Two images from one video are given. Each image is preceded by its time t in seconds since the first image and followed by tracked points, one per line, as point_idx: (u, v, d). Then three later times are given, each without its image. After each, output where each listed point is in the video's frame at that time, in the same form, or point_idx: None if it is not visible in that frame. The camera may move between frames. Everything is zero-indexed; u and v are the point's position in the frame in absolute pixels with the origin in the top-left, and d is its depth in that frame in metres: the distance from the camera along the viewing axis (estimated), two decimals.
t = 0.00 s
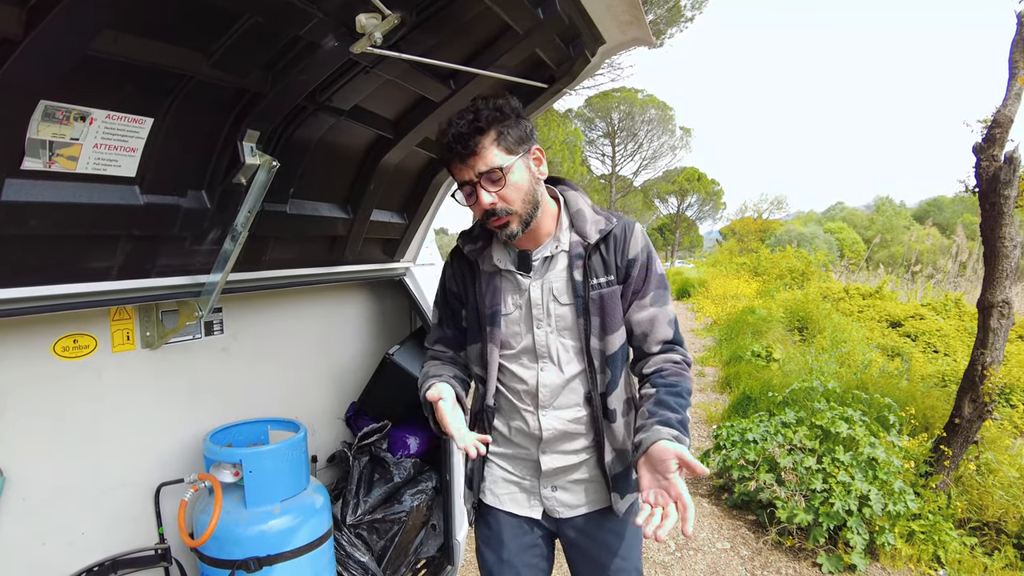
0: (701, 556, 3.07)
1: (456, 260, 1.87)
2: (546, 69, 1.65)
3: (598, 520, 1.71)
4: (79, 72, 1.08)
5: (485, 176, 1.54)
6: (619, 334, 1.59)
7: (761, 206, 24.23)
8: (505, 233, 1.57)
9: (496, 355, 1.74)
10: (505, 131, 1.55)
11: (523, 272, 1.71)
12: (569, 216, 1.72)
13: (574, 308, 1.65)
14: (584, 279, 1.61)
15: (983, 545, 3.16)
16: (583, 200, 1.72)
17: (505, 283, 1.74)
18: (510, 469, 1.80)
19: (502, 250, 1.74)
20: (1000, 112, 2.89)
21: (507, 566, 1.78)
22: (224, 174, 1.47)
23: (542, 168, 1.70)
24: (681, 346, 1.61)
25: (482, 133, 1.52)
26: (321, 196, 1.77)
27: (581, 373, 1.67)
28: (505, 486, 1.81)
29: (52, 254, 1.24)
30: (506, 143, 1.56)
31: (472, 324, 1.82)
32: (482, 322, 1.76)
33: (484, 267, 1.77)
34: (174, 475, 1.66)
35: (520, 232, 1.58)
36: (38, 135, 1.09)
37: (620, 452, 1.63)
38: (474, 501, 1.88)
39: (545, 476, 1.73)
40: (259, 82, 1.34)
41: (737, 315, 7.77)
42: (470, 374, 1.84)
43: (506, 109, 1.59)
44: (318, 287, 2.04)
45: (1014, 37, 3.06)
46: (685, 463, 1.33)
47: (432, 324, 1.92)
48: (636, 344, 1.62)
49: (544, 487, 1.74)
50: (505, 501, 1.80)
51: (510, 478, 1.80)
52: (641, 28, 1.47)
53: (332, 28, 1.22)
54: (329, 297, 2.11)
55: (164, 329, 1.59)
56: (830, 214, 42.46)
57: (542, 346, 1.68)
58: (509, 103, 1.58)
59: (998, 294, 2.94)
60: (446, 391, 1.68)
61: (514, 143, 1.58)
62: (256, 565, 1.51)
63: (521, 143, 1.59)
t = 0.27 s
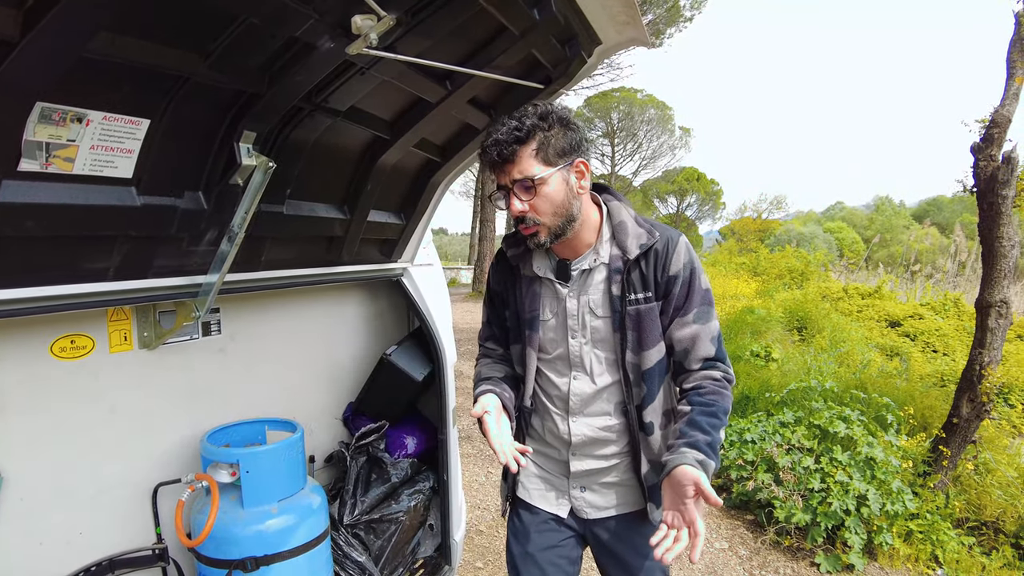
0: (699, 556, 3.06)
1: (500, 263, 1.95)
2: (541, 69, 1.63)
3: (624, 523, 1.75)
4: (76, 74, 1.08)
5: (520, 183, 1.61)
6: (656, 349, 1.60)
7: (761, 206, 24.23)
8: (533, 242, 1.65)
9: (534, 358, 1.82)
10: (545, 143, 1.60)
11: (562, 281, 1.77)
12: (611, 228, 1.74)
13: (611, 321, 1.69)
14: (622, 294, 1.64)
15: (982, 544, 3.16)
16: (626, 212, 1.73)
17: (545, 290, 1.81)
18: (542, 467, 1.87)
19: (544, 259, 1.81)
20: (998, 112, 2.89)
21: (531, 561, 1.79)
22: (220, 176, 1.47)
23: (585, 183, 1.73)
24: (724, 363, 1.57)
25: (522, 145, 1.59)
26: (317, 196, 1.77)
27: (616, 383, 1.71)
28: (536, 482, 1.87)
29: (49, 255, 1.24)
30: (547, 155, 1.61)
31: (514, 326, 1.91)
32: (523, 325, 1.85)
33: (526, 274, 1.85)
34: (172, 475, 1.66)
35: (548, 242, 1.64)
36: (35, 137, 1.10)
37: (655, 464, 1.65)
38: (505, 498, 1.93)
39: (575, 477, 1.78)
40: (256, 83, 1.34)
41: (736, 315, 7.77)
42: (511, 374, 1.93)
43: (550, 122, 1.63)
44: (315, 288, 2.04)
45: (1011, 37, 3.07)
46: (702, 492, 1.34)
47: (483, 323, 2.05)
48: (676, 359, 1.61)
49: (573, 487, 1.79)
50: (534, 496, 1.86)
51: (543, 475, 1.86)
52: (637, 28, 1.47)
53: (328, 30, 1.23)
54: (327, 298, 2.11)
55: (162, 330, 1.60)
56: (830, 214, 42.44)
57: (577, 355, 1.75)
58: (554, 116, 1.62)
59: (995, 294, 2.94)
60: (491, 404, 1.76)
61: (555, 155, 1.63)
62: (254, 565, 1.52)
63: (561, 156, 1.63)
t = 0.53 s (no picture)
0: (698, 556, 3.03)
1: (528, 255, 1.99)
2: (539, 69, 1.60)
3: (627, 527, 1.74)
4: (73, 74, 1.08)
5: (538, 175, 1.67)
6: (665, 349, 1.60)
7: (760, 206, 24.24)
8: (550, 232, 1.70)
9: (547, 349, 1.84)
10: (565, 138, 1.65)
11: (579, 275, 1.80)
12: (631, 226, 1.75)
13: (621, 318, 1.70)
14: (635, 292, 1.65)
15: (981, 544, 3.15)
16: (648, 213, 1.73)
17: (563, 284, 1.84)
18: (547, 459, 1.88)
19: (565, 252, 1.85)
20: (996, 111, 2.89)
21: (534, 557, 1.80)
22: (218, 176, 1.48)
23: (605, 179, 1.73)
24: (732, 373, 1.56)
25: (542, 139, 1.66)
26: (315, 196, 1.77)
27: (622, 379, 1.72)
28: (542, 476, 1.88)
29: (46, 254, 1.24)
30: (565, 150, 1.66)
31: (534, 316, 1.96)
32: (540, 315, 1.89)
33: (547, 266, 1.89)
34: (170, 475, 1.66)
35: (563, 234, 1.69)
36: (32, 136, 1.10)
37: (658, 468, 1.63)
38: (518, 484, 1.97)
39: (579, 474, 1.79)
40: (253, 83, 1.34)
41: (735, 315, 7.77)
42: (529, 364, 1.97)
43: (573, 118, 1.68)
44: (314, 287, 2.04)
45: (1009, 36, 3.07)
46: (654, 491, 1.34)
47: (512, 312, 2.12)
48: (686, 362, 1.61)
49: (576, 484, 1.79)
50: (539, 489, 1.87)
51: (548, 469, 1.87)
52: (634, 28, 1.47)
53: (325, 29, 1.23)
54: (325, 297, 2.12)
55: (160, 330, 1.60)
56: (830, 214, 42.46)
57: (586, 348, 1.77)
58: (575, 113, 1.67)
59: (994, 293, 2.94)
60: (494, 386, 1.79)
61: (575, 150, 1.67)
62: (252, 565, 1.52)
63: (581, 152, 1.67)
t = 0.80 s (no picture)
0: (698, 555, 3.04)
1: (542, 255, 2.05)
2: (536, 69, 1.60)
3: (618, 527, 1.71)
4: (72, 75, 1.08)
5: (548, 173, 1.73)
6: (654, 343, 1.57)
7: (760, 205, 24.25)
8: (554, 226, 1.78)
9: (551, 341, 1.90)
10: (577, 140, 1.68)
11: (585, 270, 1.86)
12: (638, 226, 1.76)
13: (620, 313, 1.71)
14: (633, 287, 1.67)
15: (980, 543, 3.14)
16: (656, 212, 1.73)
17: (572, 279, 1.91)
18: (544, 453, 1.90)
19: (575, 248, 1.91)
20: (995, 111, 2.89)
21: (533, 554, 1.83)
22: (216, 176, 1.48)
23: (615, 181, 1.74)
24: (706, 369, 1.46)
25: (555, 139, 1.71)
26: (314, 197, 1.77)
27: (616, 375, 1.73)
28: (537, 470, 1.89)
29: (45, 255, 1.25)
30: (577, 152, 1.69)
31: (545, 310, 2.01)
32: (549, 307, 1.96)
33: (560, 261, 1.96)
34: (169, 475, 1.66)
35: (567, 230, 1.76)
36: (30, 137, 1.10)
37: (642, 467, 1.59)
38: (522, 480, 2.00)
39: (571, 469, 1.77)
40: (252, 84, 1.34)
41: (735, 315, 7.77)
42: (536, 358, 2.02)
43: (588, 121, 1.71)
44: (313, 288, 2.05)
45: (1008, 36, 3.07)
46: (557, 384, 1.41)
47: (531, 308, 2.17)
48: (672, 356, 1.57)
49: (568, 481, 1.76)
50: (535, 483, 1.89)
51: (543, 461, 1.88)
52: (632, 28, 1.47)
53: (323, 30, 1.23)
54: (325, 298, 2.12)
55: (159, 330, 1.60)
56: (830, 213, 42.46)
57: (585, 342, 1.79)
58: (591, 115, 1.69)
59: (993, 293, 2.94)
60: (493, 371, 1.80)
61: (587, 152, 1.70)
62: (251, 565, 1.52)
63: (592, 154, 1.70)
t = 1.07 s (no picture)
0: (697, 555, 3.05)
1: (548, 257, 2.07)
2: (535, 69, 1.60)
3: (612, 526, 1.71)
4: (71, 75, 1.08)
5: (559, 165, 1.74)
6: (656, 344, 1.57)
7: (760, 205, 24.25)
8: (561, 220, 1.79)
9: (554, 339, 1.92)
10: (588, 133, 1.72)
11: (587, 269, 1.89)
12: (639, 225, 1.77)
13: (619, 311, 1.72)
14: (632, 285, 1.67)
15: (979, 543, 3.14)
16: (658, 211, 1.73)
17: (573, 278, 1.93)
18: (542, 451, 1.91)
19: (576, 247, 1.95)
20: (994, 110, 2.89)
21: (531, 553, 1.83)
22: (214, 176, 1.47)
23: (623, 177, 1.77)
24: (708, 371, 1.46)
25: (568, 133, 1.74)
26: (313, 197, 1.77)
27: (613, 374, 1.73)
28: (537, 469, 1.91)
29: (44, 255, 1.25)
30: (588, 144, 1.72)
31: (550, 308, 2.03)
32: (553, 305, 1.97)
33: (564, 259, 1.98)
34: (169, 475, 1.67)
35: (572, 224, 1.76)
36: (29, 138, 1.10)
37: (642, 465, 1.59)
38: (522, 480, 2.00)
39: (566, 467, 1.78)
40: (250, 84, 1.34)
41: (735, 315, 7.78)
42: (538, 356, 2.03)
43: (598, 116, 1.74)
44: (312, 287, 2.05)
45: (1007, 35, 3.07)
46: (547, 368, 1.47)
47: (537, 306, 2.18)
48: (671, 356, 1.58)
49: (563, 479, 1.78)
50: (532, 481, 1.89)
51: (541, 459, 1.90)
52: (631, 28, 1.47)
53: (322, 30, 1.23)
54: (324, 298, 2.12)
55: (158, 330, 1.60)
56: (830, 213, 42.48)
57: (584, 339, 1.80)
58: (600, 111, 1.73)
59: (992, 292, 2.94)
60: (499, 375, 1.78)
61: (597, 146, 1.73)
62: (250, 565, 1.52)
63: (602, 148, 1.73)
